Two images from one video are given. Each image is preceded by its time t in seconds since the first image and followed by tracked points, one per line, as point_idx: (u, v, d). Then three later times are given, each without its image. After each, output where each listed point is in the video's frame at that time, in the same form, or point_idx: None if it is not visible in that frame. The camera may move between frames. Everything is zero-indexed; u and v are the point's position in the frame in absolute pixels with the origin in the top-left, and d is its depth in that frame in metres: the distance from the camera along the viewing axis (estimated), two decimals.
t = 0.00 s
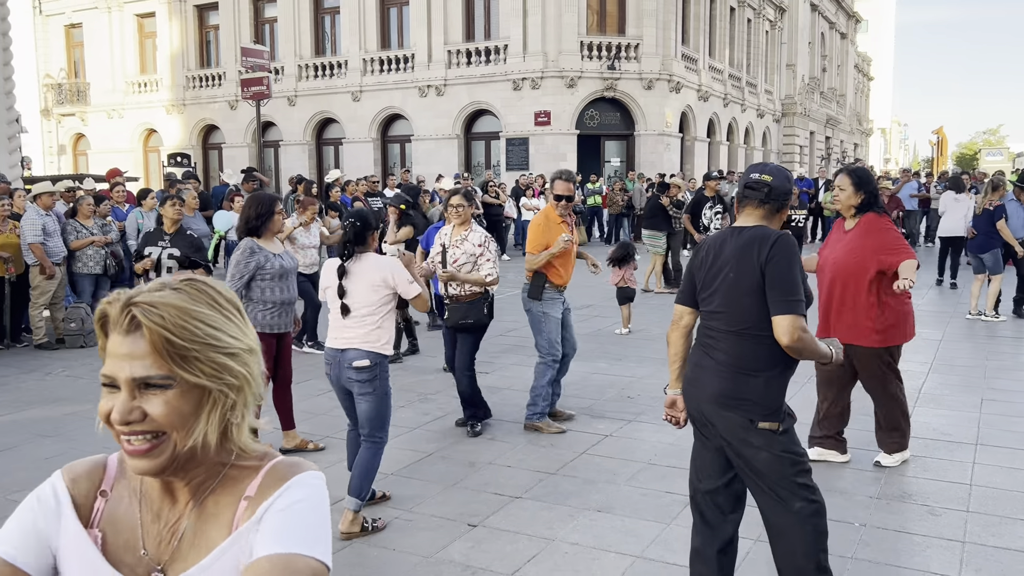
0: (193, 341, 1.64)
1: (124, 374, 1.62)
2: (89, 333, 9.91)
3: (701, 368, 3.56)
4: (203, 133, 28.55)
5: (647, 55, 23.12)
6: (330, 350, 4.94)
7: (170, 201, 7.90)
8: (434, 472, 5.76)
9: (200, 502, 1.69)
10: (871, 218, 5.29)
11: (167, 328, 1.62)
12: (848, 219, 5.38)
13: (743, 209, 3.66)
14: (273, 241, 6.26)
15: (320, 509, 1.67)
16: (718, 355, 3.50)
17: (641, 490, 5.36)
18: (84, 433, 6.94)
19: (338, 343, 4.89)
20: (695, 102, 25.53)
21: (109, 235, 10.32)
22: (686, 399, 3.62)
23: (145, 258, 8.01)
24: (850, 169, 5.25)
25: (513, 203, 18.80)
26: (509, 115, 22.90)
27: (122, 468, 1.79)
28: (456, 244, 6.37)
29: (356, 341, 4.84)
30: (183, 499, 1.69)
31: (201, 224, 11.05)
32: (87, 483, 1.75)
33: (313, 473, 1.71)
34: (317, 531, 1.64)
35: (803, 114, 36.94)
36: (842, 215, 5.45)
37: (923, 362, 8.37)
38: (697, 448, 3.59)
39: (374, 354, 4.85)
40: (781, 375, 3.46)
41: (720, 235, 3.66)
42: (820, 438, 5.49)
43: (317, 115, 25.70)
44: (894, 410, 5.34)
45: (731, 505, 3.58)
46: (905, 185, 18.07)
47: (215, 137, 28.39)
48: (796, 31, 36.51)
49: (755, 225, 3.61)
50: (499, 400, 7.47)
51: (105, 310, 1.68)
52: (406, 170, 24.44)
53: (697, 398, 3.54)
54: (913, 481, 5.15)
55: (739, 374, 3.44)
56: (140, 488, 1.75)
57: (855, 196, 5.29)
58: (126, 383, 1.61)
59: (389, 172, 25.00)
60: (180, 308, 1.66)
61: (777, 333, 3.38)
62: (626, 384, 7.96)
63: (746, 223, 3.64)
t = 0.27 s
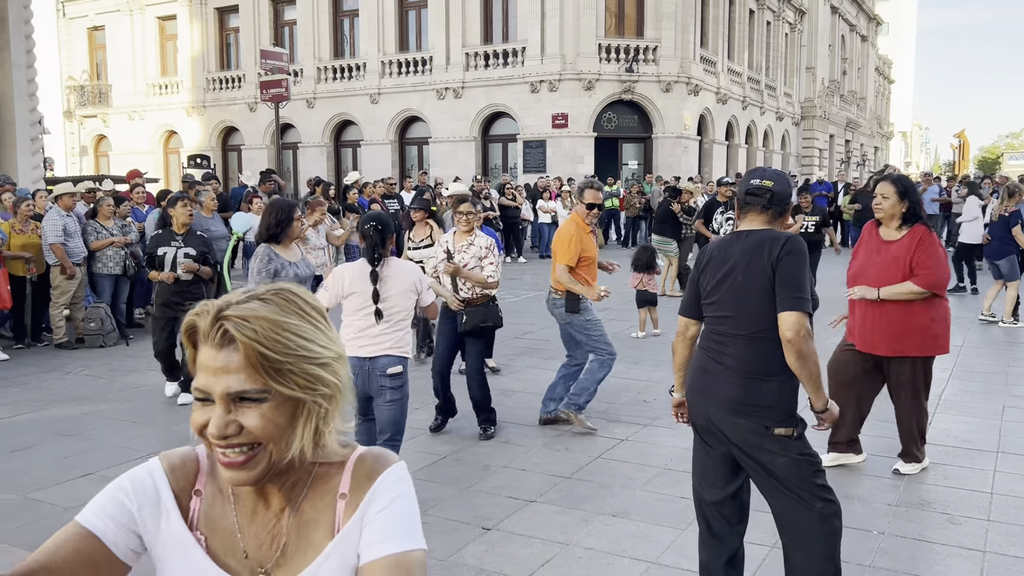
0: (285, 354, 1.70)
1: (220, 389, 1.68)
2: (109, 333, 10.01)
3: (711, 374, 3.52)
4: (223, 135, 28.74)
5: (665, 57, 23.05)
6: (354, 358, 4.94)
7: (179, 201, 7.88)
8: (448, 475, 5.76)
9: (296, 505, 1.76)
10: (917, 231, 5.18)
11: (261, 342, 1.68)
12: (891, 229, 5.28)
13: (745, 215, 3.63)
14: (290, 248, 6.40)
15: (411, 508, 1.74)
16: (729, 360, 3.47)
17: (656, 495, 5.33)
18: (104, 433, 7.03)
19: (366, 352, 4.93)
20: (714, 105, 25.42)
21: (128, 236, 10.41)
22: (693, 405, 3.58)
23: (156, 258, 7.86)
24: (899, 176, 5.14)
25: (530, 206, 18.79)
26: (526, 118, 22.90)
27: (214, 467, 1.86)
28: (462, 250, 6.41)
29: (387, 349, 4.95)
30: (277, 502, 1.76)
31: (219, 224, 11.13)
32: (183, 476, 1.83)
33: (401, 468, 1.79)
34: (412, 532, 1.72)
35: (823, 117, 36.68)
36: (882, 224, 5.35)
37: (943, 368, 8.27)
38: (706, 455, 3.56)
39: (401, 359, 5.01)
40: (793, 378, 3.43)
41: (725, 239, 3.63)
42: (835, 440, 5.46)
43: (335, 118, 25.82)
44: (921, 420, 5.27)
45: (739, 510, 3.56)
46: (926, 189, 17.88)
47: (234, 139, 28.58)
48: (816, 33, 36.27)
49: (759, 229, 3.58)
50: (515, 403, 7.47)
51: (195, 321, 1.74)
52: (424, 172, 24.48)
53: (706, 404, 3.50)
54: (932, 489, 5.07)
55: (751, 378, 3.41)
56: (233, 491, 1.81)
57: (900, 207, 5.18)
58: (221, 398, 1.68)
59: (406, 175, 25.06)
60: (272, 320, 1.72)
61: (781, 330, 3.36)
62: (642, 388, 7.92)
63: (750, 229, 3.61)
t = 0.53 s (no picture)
0: (332, 356, 1.81)
1: (270, 388, 1.78)
2: (117, 334, 10.04)
3: (716, 378, 3.46)
4: (233, 137, 28.83)
5: (676, 60, 22.98)
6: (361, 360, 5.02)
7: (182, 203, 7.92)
8: (451, 479, 5.72)
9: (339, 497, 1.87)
10: (931, 229, 5.12)
11: (311, 345, 1.79)
12: (903, 227, 5.22)
13: (744, 220, 3.59)
14: (301, 245, 6.37)
15: (443, 492, 1.89)
16: (735, 364, 3.41)
17: (660, 500, 5.27)
18: (110, 433, 7.06)
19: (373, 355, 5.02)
20: (725, 107, 25.31)
21: (137, 238, 10.43)
22: (695, 411, 3.51)
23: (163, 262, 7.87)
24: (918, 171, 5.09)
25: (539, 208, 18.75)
26: (536, 120, 22.86)
27: (254, 469, 1.89)
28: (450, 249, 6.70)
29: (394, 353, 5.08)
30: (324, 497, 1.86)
31: (227, 227, 11.11)
32: (226, 483, 1.84)
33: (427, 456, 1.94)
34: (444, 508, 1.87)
35: (835, 120, 36.47)
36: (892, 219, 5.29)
37: (952, 374, 8.17)
38: (706, 461, 3.50)
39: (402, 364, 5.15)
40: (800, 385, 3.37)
41: (727, 243, 3.57)
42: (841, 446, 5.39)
43: (345, 119, 25.86)
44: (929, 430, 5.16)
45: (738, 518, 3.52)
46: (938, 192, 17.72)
47: (245, 141, 28.67)
48: (828, 36, 36.10)
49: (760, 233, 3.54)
50: (520, 407, 7.42)
51: (243, 324, 1.84)
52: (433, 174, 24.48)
53: (710, 409, 3.43)
54: (936, 495, 4.94)
55: (757, 384, 3.34)
56: (274, 488, 1.86)
57: (912, 204, 5.11)
58: (272, 396, 1.78)
59: (416, 176, 25.07)
60: (319, 324, 1.83)
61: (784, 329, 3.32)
62: (649, 392, 7.86)
63: (751, 234, 3.56)
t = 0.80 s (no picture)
0: (402, 328, 1.96)
1: (340, 351, 1.92)
2: (118, 335, 10.08)
3: (732, 387, 3.45)
4: (236, 139, 28.90)
5: (678, 63, 23.01)
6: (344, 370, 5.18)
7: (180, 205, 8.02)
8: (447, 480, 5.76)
9: (394, 475, 1.98)
10: (921, 241, 5.18)
11: (385, 315, 1.95)
12: (893, 240, 5.26)
13: (729, 228, 3.62)
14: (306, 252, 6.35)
15: (487, 460, 1.98)
16: (750, 372, 3.42)
17: (655, 502, 5.29)
18: (111, 434, 7.11)
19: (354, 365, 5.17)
20: (727, 111, 25.34)
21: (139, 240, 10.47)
22: (705, 417, 3.52)
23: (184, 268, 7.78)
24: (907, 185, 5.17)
25: (540, 211, 18.79)
26: (538, 123, 22.91)
27: (315, 452, 2.03)
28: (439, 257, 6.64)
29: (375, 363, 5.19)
30: (378, 475, 1.98)
31: (229, 229, 11.13)
32: (286, 467, 1.96)
33: (474, 440, 2.03)
34: (486, 480, 1.94)
35: (838, 123, 36.48)
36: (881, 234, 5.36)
37: (949, 377, 8.20)
38: (714, 466, 3.52)
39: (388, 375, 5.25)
40: (812, 382, 3.47)
41: (723, 251, 3.58)
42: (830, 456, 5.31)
43: (348, 122, 25.93)
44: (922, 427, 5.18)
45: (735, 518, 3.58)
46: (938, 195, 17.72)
47: (247, 143, 28.74)
48: (831, 39, 36.11)
49: (747, 242, 3.57)
50: (518, 409, 7.45)
51: (320, 306, 2.01)
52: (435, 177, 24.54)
53: (725, 415, 3.44)
54: (928, 497, 4.96)
55: (775, 389, 3.37)
56: (334, 470, 2.00)
57: (902, 216, 5.17)
58: (343, 357, 1.92)
59: (418, 179, 25.13)
60: (391, 300, 1.99)
61: (799, 335, 3.36)
62: (646, 395, 7.89)
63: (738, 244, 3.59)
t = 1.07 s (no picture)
0: (448, 343, 2.00)
1: (390, 365, 1.98)
2: (110, 338, 10.06)
3: (750, 391, 3.44)
4: (229, 141, 28.87)
5: (670, 67, 23.08)
6: (319, 382, 4.75)
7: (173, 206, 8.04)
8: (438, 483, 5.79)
9: (440, 481, 2.04)
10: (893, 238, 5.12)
11: (432, 332, 1.99)
12: (863, 241, 5.18)
13: (736, 234, 3.62)
14: (294, 249, 6.36)
15: (529, 471, 2.02)
16: (769, 377, 3.43)
17: (645, 504, 5.33)
18: (103, 436, 7.12)
19: (329, 376, 4.73)
20: (719, 114, 25.42)
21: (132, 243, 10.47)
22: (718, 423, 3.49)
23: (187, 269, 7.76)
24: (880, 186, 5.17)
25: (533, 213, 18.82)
26: (531, 126, 22.95)
27: (361, 456, 2.11)
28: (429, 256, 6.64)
29: (352, 373, 4.71)
30: (423, 480, 2.03)
31: (222, 232, 11.14)
32: (339, 468, 2.05)
33: (519, 449, 2.06)
34: (526, 492, 1.97)
35: (829, 128, 36.63)
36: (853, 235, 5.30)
37: (938, 380, 8.25)
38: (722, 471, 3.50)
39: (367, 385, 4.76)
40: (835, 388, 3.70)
41: (738, 256, 3.55)
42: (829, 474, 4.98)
43: (341, 124, 25.93)
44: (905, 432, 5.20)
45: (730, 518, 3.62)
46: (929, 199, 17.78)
47: (240, 145, 28.71)
48: (823, 43, 36.26)
49: (753, 248, 3.57)
50: (510, 412, 7.49)
51: (370, 316, 2.06)
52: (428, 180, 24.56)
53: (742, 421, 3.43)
54: (915, 498, 5.01)
55: (794, 393, 3.41)
56: (383, 472, 2.08)
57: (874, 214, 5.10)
58: (391, 371, 1.97)
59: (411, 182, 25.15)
60: (438, 315, 2.04)
61: (828, 341, 3.58)
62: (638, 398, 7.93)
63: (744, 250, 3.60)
